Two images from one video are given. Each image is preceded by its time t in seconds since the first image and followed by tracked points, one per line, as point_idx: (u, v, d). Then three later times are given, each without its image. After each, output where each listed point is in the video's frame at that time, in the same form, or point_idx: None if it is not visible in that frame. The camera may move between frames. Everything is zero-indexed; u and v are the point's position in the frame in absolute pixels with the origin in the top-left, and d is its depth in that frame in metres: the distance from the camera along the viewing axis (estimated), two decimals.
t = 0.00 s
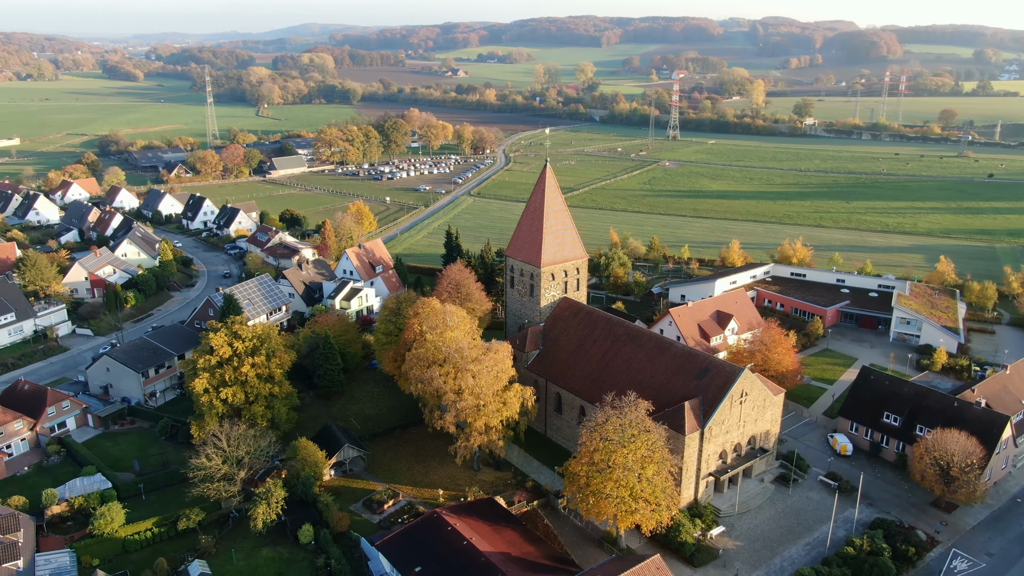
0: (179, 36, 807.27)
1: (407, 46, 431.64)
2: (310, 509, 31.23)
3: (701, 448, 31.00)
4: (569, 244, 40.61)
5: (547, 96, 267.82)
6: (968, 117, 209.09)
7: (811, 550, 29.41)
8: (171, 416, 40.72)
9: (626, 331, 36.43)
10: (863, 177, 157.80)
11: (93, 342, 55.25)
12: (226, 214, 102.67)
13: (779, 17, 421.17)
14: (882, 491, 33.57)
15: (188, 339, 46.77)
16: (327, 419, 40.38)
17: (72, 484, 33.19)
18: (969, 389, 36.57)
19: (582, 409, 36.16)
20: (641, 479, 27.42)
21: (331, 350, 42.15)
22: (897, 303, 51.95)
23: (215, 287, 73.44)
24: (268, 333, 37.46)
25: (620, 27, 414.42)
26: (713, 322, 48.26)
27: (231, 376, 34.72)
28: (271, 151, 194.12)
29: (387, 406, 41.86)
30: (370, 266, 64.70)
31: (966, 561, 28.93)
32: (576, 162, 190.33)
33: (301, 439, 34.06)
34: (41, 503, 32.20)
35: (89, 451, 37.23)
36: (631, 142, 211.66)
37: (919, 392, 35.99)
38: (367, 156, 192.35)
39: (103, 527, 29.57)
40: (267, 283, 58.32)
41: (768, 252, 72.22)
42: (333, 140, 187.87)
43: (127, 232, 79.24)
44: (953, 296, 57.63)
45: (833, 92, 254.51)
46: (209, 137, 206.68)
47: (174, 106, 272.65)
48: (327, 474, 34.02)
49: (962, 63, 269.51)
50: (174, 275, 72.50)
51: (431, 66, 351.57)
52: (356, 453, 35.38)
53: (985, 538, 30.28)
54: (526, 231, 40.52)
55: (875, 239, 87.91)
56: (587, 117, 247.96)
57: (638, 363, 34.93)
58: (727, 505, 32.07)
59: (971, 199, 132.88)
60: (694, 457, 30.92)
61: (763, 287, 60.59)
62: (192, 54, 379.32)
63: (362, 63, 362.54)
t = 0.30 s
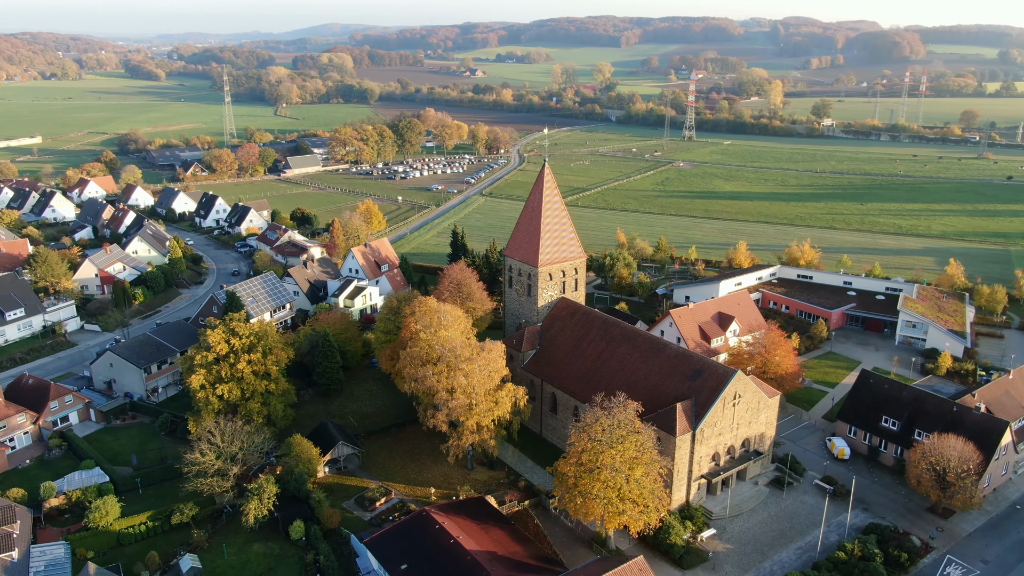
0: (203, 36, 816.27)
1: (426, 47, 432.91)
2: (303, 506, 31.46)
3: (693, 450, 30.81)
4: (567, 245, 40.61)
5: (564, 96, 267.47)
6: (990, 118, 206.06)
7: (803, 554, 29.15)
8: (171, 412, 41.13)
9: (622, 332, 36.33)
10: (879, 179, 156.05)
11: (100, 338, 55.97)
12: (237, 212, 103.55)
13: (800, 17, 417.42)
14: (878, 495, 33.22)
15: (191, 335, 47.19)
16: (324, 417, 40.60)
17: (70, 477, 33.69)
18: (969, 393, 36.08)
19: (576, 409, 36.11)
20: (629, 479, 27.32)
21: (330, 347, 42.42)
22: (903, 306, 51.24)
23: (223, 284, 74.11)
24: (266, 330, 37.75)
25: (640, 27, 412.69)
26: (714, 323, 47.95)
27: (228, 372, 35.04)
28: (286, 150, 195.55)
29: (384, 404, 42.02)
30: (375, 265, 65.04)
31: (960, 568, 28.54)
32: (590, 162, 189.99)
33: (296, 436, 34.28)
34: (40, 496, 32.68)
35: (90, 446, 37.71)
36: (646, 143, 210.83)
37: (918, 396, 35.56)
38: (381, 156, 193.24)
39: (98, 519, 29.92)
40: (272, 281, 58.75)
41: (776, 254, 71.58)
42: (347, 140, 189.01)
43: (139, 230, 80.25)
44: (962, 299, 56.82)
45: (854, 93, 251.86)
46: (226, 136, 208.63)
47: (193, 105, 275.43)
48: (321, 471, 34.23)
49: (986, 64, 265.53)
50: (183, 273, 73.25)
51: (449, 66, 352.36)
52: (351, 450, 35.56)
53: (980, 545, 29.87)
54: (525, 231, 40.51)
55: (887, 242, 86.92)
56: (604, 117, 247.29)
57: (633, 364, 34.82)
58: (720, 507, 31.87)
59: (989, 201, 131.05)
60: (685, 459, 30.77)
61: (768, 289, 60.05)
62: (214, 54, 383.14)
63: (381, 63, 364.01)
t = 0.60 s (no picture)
0: (226, 36, 824.60)
1: (446, 46, 433.97)
2: (296, 502, 31.71)
3: (685, 452, 30.66)
4: (566, 245, 40.64)
5: (581, 96, 266.97)
6: (1013, 120, 202.70)
7: (793, 559, 28.91)
8: (172, 407, 41.62)
9: (618, 333, 36.25)
10: (897, 181, 154.12)
11: (108, 334, 56.67)
12: (249, 210, 104.55)
13: (823, 18, 413.30)
14: (873, 500, 32.87)
15: (194, 332, 47.64)
16: (322, 415, 40.88)
17: (70, 471, 34.23)
18: (969, 398, 35.54)
19: (570, 410, 36.09)
20: (616, 480, 27.23)
21: (330, 345, 42.74)
22: (909, 309, 50.50)
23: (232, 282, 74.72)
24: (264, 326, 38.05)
25: (660, 28, 410.47)
26: (716, 325, 47.63)
27: (224, 369, 35.33)
28: (302, 149, 196.96)
29: (383, 402, 42.23)
30: (381, 264, 65.24)
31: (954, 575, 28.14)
32: (604, 162, 189.52)
33: (291, 433, 34.54)
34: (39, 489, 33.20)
35: (91, 440, 38.21)
36: (662, 143, 209.88)
37: (917, 400, 35.09)
38: (395, 155, 194.13)
39: (94, 512, 30.34)
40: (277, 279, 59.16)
41: (784, 256, 70.95)
42: (362, 139, 190.02)
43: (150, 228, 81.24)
44: (971, 303, 55.99)
45: (874, 93, 248.89)
46: (243, 135, 210.58)
47: (212, 104, 278.24)
48: (315, 468, 34.47)
49: (1011, 64, 261.21)
50: (193, 270, 74.05)
51: (467, 66, 352.82)
52: (345, 448, 35.76)
53: (976, 552, 29.42)
54: (523, 230, 40.49)
55: (899, 244, 85.86)
56: (620, 118, 246.43)
57: (627, 365, 34.71)
58: (712, 510, 31.70)
59: (1009, 203, 128.98)
60: (676, 461, 30.63)
61: (774, 291, 59.58)
62: (235, 54, 386.81)
63: (400, 63, 365.31)
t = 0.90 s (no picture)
0: (248, 36, 832.37)
1: (465, 47, 434.68)
2: (289, 498, 32.00)
3: (676, 453, 30.53)
4: (564, 246, 40.62)
5: (598, 96, 266.37)
6: None
7: (783, 563, 28.71)
8: (172, 403, 42.10)
9: (613, 334, 36.15)
10: (914, 183, 152.29)
11: (116, 330, 57.40)
12: (260, 209, 105.56)
13: (845, 18, 408.95)
14: (868, 505, 32.50)
15: (197, 329, 48.15)
16: (321, 412, 41.14)
17: (69, 464, 34.74)
18: (969, 403, 34.98)
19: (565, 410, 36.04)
20: (603, 481, 27.14)
21: (329, 343, 42.93)
22: (915, 313, 49.75)
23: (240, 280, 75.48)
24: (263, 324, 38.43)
25: (680, 28, 408.33)
26: (717, 327, 47.24)
27: (221, 365, 35.68)
28: (317, 148, 198.37)
29: (380, 400, 42.37)
30: (387, 263, 65.66)
31: None
32: (618, 163, 189.00)
33: (286, 430, 34.83)
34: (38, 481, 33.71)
35: (92, 435, 38.78)
36: (677, 144, 208.94)
37: (915, 405, 34.68)
38: (410, 155, 194.91)
39: (90, 505, 30.76)
40: (282, 277, 59.69)
41: (792, 257, 70.32)
42: (377, 138, 190.97)
43: (161, 226, 82.21)
44: (980, 307, 55.07)
45: (895, 94, 245.95)
46: (260, 134, 212.50)
47: (231, 104, 280.95)
48: (310, 465, 34.69)
49: None
50: (202, 267, 74.88)
51: (485, 66, 353.13)
52: (340, 445, 35.97)
53: (971, 560, 29.00)
54: (521, 231, 40.54)
55: (911, 247, 84.82)
56: (637, 118, 245.50)
57: (622, 366, 34.62)
58: (704, 513, 31.54)
59: None
60: (668, 463, 30.51)
61: (779, 293, 59.02)
62: (255, 54, 390.29)
63: (419, 63, 366.45)
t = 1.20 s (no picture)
0: (270, 36, 839.76)
1: (484, 47, 435.11)
2: (282, 494, 32.26)
3: (667, 455, 30.40)
4: (563, 246, 40.65)
5: (615, 96, 265.56)
6: None
7: (774, 567, 28.48)
8: (174, 398, 42.64)
9: (609, 334, 36.04)
10: (931, 184, 150.36)
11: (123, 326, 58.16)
12: (272, 207, 106.52)
13: (868, 18, 404.21)
14: (864, 510, 32.14)
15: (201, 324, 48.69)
16: (319, 409, 41.42)
17: (70, 458, 35.25)
18: (970, 408, 34.48)
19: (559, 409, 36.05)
20: (591, 482, 27.08)
21: (329, 340, 43.17)
22: (921, 316, 48.94)
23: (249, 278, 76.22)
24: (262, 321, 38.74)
25: (700, 28, 405.83)
26: (719, 328, 46.94)
27: (219, 362, 36.07)
28: (332, 148, 199.75)
29: (379, 398, 42.52)
30: (393, 261, 65.98)
31: None
32: (633, 163, 188.33)
33: (282, 425, 35.10)
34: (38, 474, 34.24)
35: (94, 429, 39.34)
36: (693, 144, 207.86)
37: (914, 409, 34.24)
38: (424, 154, 195.61)
39: (86, 498, 31.20)
40: (288, 276, 60.06)
41: (800, 259, 69.69)
42: (391, 138, 191.79)
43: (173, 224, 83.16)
44: (990, 310, 54.11)
45: (917, 95, 242.86)
46: (277, 133, 214.31)
47: (250, 103, 283.48)
48: (305, 462, 35.00)
49: None
50: (212, 265, 75.69)
51: (504, 66, 353.27)
52: (336, 442, 36.22)
53: (966, 567, 28.56)
54: (520, 230, 40.59)
55: (924, 249, 83.70)
56: (654, 118, 244.34)
57: (616, 366, 34.56)
58: (695, 515, 31.40)
59: None
60: (659, 464, 30.37)
61: (785, 295, 58.44)
62: (276, 54, 393.46)
63: (438, 63, 367.32)
